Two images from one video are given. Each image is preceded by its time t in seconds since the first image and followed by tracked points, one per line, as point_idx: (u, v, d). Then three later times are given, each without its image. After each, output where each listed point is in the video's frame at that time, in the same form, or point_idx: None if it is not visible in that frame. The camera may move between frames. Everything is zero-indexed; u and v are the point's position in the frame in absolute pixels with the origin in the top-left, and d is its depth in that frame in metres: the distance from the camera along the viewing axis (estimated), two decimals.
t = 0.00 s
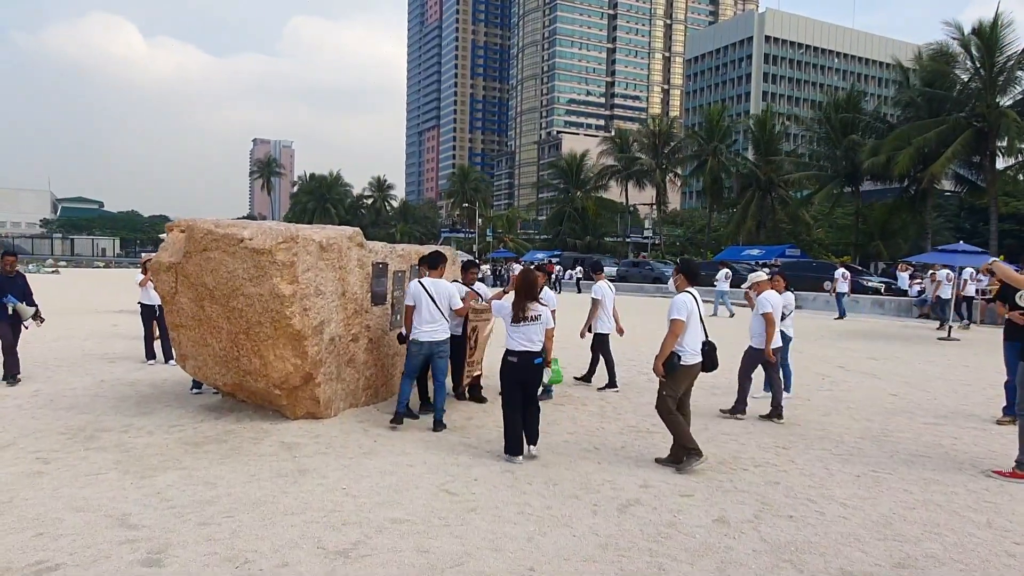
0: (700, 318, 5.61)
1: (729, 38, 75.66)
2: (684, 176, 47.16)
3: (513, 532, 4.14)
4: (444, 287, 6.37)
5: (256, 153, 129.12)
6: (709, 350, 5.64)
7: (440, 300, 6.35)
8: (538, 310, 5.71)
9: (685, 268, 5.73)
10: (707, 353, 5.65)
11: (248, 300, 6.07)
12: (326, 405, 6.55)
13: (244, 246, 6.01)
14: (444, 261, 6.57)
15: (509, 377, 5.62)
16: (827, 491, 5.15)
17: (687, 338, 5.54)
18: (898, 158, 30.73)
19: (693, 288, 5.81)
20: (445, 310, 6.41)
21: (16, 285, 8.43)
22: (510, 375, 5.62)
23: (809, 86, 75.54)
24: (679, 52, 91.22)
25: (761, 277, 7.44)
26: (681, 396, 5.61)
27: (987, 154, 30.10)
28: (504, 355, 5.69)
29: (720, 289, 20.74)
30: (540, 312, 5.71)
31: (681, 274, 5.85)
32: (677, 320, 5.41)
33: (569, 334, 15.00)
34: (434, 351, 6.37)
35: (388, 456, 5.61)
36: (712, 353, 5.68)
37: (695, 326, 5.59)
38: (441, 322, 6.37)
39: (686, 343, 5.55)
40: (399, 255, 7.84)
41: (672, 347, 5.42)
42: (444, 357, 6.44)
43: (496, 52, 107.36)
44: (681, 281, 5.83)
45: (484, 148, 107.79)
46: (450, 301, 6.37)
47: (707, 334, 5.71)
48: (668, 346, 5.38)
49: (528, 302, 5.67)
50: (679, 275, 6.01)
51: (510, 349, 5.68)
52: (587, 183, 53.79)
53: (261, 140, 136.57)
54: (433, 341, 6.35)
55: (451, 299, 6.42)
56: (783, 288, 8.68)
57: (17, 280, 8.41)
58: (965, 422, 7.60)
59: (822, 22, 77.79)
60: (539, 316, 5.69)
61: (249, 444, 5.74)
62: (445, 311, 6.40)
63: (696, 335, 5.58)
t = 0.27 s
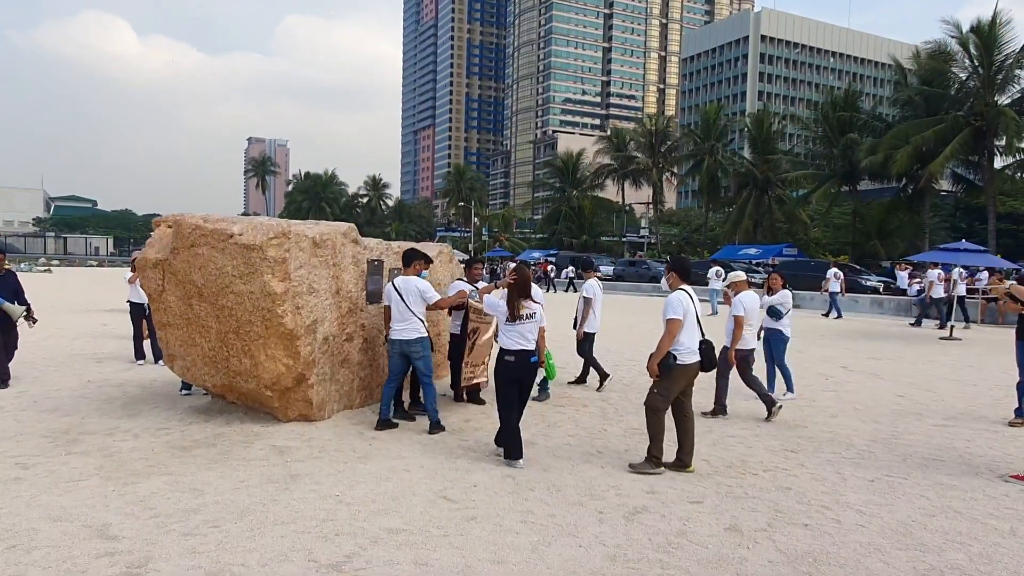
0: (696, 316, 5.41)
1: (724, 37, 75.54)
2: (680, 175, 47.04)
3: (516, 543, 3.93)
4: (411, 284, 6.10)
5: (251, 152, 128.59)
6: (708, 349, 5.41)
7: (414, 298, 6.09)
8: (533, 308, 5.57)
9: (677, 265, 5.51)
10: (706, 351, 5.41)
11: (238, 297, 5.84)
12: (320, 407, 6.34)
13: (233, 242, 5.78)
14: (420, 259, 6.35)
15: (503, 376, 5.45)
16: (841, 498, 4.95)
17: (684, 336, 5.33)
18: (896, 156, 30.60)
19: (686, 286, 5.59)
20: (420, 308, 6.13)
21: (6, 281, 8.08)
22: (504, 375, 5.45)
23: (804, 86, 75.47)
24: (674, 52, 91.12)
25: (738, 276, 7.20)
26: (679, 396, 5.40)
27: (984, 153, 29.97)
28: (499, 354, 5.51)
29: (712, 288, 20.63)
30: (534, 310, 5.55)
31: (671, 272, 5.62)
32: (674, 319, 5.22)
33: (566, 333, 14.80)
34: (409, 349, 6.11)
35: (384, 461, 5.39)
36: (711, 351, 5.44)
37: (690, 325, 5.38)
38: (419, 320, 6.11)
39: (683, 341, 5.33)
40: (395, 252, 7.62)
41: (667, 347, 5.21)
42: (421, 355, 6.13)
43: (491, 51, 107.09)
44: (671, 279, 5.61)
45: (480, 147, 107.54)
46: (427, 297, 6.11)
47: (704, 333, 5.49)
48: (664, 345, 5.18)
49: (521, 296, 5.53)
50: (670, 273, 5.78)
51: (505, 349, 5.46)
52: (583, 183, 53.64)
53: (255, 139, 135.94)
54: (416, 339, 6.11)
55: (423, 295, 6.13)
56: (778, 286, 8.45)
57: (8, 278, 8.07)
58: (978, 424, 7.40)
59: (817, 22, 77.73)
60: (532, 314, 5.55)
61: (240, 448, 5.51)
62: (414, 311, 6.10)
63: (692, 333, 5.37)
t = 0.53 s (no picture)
0: (687, 321, 5.22)
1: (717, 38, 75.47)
2: (675, 175, 46.91)
3: (520, 561, 3.70)
4: (391, 282, 5.89)
5: (243, 151, 127.96)
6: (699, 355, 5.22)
7: (394, 296, 5.88)
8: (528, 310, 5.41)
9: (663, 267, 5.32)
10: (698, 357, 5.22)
11: (228, 299, 5.60)
12: (312, 413, 6.11)
13: (222, 241, 5.54)
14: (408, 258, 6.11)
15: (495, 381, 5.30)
16: (856, 510, 4.75)
17: (673, 343, 5.14)
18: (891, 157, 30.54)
19: (675, 290, 5.40)
20: (400, 306, 5.89)
21: None
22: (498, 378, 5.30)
23: (797, 87, 75.46)
24: (668, 52, 91.05)
25: (719, 273, 7.14)
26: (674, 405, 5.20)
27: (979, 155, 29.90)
28: (493, 357, 5.34)
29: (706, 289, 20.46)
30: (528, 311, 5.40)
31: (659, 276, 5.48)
32: (662, 327, 5.04)
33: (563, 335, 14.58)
34: (386, 350, 5.89)
35: (380, 470, 5.15)
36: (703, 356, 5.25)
37: (681, 331, 5.18)
38: (397, 321, 5.87)
39: (672, 348, 5.15)
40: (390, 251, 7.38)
41: (656, 356, 5.05)
42: (397, 357, 5.89)
43: (485, 50, 106.78)
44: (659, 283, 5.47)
45: (473, 147, 107.25)
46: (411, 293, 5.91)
47: (695, 338, 5.30)
48: (653, 352, 5.01)
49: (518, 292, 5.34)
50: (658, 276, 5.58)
51: (500, 353, 5.29)
52: (577, 182, 53.47)
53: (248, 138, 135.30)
54: (397, 340, 5.88)
55: (404, 293, 5.91)
56: (778, 288, 8.22)
57: None
58: (987, 430, 7.23)
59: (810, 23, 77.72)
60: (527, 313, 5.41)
61: (229, 457, 5.27)
62: (394, 311, 5.89)
63: (683, 338, 5.19)
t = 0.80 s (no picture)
0: (670, 322, 4.98)
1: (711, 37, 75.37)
2: (669, 174, 46.74)
3: None
4: (377, 283, 5.69)
5: (236, 150, 127.31)
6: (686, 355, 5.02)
7: (378, 299, 5.70)
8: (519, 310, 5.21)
9: (642, 267, 5.07)
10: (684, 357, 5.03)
11: (214, 301, 5.38)
12: (303, 419, 5.89)
13: (208, 241, 5.31)
14: (394, 258, 5.89)
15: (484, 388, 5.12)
16: (871, 521, 4.56)
17: (657, 344, 4.92)
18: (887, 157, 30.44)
19: (655, 289, 5.15)
20: (383, 309, 5.71)
21: None
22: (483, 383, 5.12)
23: (790, 86, 75.44)
24: (662, 52, 90.96)
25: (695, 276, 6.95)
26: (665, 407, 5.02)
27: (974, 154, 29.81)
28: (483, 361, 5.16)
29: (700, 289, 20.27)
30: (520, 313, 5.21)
31: (638, 274, 5.17)
32: (642, 331, 4.82)
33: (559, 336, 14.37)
34: (367, 355, 5.74)
35: (372, 481, 4.93)
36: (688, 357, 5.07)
37: (664, 332, 4.96)
38: (379, 325, 5.70)
39: (657, 350, 4.93)
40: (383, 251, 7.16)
41: (639, 359, 4.84)
42: (373, 361, 5.70)
43: (479, 50, 106.46)
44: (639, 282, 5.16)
45: (467, 146, 106.96)
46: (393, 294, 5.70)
47: (679, 339, 5.08)
48: (635, 358, 4.80)
49: (510, 296, 5.14)
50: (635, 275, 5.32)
51: (491, 356, 5.11)
52: (571, 182, 53.27)
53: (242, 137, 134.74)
54: (379, 344, 5.72)
55: (387, 294, 5.69)
56: (777, 290, 8.00)
57: None
58: (996, 434, 7.05)
59: (803, 22, 77.72)
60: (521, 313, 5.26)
61: (214, 467, 5.04)
62: (377, 313, 5.70)
63: (668, 339, 4.96)
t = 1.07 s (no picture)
0: (656, 320, 4.82)
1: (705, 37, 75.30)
2: (664, 173, 46.56)
3: None
4: (358, 281, 5.49)
5: (230, 148, 126.64)
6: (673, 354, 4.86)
7: (364, 297, 5.47)
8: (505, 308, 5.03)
9: (628, 263, 4.88)
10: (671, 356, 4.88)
11: (196, 298, 5.15)
12: (290, 421, 5.67)
13: (189, 236, 5.08)
14: (381, 253, 5.68)
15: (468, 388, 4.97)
16: (883, 528, 4.37)
17: (642, 344, 4.77)
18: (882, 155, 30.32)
19: (643, 286, 4.96)
20: (369, 308, 5.50)
21: None
22: (464, 382, 4.97)
23: (784, 86, 75.39)
24: (656, 51, 90.83)
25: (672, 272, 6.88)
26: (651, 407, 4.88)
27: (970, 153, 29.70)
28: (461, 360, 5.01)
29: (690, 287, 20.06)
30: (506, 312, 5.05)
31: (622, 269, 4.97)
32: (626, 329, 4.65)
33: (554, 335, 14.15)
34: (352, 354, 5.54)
35: (361, 486, 4.72)
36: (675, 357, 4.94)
37: (650, 331, 4.80)
38: (365, 324, 5.49)
39: (642, 349, 4.77)
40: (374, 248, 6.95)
41: (623, 359, 4.69)
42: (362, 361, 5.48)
43: (473, 48, 106.19)
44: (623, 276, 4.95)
45: (461, 145, 106.64)
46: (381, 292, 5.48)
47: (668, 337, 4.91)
48: (618, 358, 4.64)
49: (495, 296, 4.96)
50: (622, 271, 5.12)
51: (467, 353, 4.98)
52: (566, 180, 53.04)
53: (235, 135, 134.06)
54: (367, 343, 5.50)
55: (371, 291, 5.48)
56: (777, 288, 7.75)
57: None
58: (1003, 435, 6.89)
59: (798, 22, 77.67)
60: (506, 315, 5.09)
61: (195, 473, 4.81)
62: (362, 312, 5.50)
63: (655, 338, 4.80)
